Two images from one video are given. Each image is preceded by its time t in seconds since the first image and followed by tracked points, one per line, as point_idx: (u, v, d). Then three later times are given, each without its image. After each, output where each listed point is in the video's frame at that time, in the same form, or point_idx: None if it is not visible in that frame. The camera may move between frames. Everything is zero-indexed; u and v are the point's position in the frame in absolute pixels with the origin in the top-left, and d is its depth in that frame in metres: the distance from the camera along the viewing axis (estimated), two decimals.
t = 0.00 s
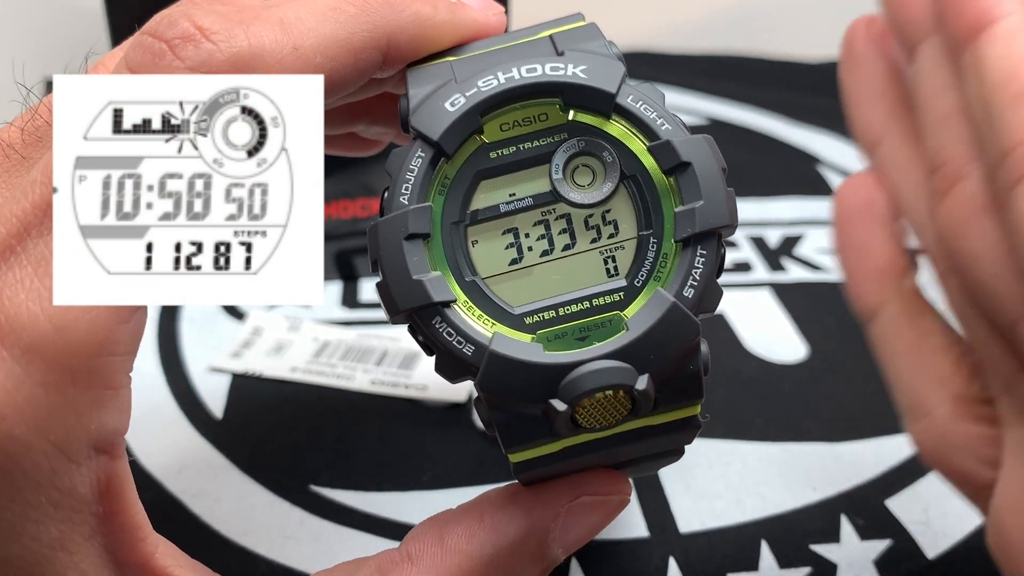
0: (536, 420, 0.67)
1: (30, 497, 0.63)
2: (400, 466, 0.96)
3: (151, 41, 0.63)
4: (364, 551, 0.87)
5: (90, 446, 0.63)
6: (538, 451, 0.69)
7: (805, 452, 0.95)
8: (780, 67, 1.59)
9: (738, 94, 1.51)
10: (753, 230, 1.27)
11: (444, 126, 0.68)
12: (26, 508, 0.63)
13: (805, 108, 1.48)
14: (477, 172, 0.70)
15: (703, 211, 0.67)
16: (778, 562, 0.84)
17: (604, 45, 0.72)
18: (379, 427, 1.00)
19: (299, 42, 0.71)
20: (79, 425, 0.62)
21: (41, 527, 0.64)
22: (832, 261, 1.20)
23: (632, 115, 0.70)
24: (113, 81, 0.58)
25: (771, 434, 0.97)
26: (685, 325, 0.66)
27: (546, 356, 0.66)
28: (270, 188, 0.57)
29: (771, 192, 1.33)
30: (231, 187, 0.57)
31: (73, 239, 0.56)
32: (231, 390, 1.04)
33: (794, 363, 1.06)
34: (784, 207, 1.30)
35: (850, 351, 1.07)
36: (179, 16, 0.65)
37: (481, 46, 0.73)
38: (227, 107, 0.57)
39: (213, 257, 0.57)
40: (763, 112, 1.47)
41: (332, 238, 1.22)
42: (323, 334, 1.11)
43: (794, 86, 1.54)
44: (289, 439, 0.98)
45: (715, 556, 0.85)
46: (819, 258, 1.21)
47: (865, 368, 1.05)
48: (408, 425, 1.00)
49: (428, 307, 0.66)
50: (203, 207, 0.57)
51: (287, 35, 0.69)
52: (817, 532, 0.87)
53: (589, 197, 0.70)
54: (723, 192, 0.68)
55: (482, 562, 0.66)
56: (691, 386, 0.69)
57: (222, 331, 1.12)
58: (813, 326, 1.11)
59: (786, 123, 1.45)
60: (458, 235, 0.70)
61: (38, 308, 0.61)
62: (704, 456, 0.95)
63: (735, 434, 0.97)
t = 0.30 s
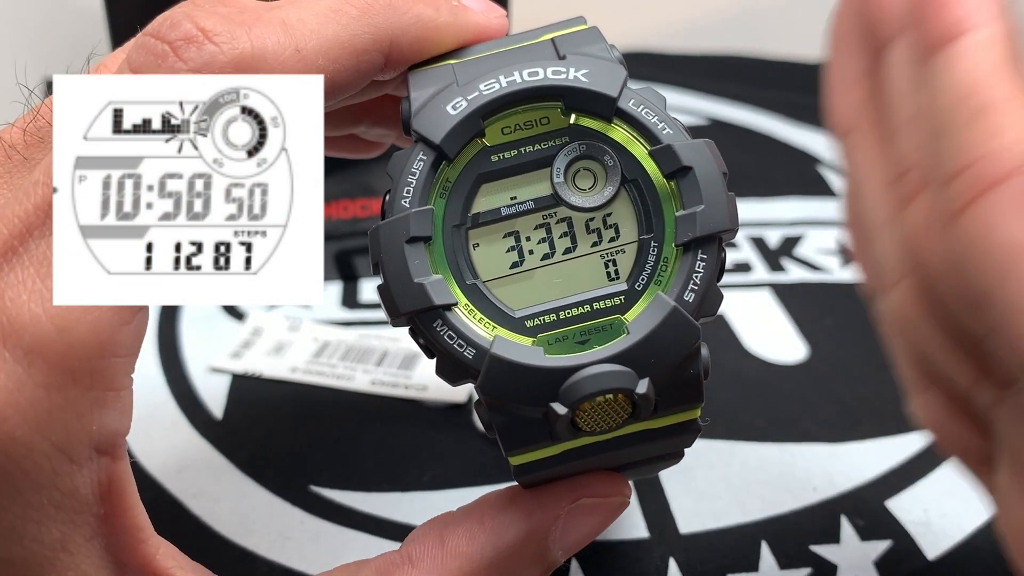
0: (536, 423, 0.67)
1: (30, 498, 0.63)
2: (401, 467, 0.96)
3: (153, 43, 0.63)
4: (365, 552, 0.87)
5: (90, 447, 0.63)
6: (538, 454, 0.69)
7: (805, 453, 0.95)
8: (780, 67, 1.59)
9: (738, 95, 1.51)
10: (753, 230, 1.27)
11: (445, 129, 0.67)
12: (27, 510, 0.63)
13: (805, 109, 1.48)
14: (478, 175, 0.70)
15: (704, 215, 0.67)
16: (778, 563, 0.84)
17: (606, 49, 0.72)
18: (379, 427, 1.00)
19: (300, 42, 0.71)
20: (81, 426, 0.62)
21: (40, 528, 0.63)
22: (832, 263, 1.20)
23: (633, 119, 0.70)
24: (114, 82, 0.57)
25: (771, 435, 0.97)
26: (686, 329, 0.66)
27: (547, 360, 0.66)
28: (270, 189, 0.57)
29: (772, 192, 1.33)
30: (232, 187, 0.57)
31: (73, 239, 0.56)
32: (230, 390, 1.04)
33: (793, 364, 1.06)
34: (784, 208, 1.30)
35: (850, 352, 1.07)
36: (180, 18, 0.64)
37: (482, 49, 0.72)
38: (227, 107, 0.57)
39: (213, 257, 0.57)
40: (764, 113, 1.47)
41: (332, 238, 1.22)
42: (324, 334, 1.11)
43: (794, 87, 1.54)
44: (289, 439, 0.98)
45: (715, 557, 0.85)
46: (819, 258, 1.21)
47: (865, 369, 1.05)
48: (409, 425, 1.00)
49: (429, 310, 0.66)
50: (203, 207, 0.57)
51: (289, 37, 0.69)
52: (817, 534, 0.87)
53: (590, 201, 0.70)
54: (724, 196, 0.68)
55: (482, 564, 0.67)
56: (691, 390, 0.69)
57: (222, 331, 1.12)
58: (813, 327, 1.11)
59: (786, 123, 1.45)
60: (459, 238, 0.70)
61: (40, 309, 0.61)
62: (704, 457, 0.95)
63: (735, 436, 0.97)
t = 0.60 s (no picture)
0: (532, 421, 0.67)
1: (28, 494, 0.63)
2: (400, 467, 0.96)
3: (150, 41, 0.63)
4: (364, 551, 0.88)
5: (88, 445, 0.63)
6: (534, 451, 0.69)
7: (804, 453, 0.95)
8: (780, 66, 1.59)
9: (737, 95, 1.51)
10: (753, 230, 1.27)
11: (442, 127, 0.68)
12: (24, 506, 0.63)
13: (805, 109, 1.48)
14: (474, 174, 0.70)
15: (700, 213, 0.68)
16: (777, 563, 0.84)
17: (602, 47, 0.72)
18: (379, 427, 1.00)
19: (297, 40, 0.71)
20: (78, 424, 0.62)
21: (39, 526, 0.64)
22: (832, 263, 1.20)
23: (629, 117, 0.70)
24: (113, 82, 0.58)
25: (771, 435, 0.97)
26: (682, 327, 0.66)
27: (543, 357, 0.66)
28: (270, 189, 0.57)
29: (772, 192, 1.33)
30: (232, 188, 0.57)
31: (73, 239, 0.57)
32: (230, 390, 1.04)
33: (793, 364, 1.06)
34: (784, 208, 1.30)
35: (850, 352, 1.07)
36: (178, 16, 0.65)
37: (479, 48, 0.73)
38: (227, 107, 0.58)
39: (213, 257, 0.57)
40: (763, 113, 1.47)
41: (332, 237, 1.22)
42: (324, 334, 1.11)
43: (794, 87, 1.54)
44: (288, 439, 0.98)
45: (715, 557, 0.85)
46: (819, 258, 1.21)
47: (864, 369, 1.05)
48: (408, 425, 1.00)
49: (425, 308, 0.66)
50: (203, 207, 0.57)
51: (286, 35, 0.69)
52: (817, 534, 0.86)
53: (586, 199, 0.70)
54: (720, 194, 0.68)
55: (480, 561, 0.67)
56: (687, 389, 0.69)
57: (222, 330, 1.12)
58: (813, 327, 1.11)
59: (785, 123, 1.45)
60: (455, 237, 0.70)
61: (36, 307, 0.61)
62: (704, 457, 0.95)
63: (735, 435, 0.97)
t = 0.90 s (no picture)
0: (530, 419, 0.67)
1: (29, 494, 0.63)
2: (400, 467, 0.96)
3: (149, 40, 0.63)
4: (365, 552, 0.88)
5: (89, 444, 0.63)
6: (532, 450, 0.69)
7: (804, 453, 0.95)
8: (779, 66, 1.59)
9: (736, 95, 1.51)
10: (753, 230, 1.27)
11: (440, 126, 0.68)
12: (26, 506, 0.63)
13: (804, 109, 1.48)
14: (472, 173, 0.71)
15: (698, 212, 0.68)
16: (778, 566, 0.84)
17: (600, 46, 0.72)
18: (378, 427, 1.00)
19: (295, 39, 0.71)
20: (78, 422, 0.63)
21: (40, 525, 0.64)
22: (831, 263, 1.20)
23: (627, 116, 0.70)
24: (113, 81, 0.58)
25: (770, 435, 0.97)
26: (679, 324, 0.67)
27: (541, 356, 0.66)
28: (269, 188, 0.58)
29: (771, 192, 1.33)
30: (231, 186, 0.57)
31: (73, 238, 0.57)
32: (231, 390, 1.04)
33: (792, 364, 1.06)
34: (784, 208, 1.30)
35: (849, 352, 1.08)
36: (177, 15, 0.65)
37: (477, 47, 0.73)
38: (226, 106, 0.58)
39: (212, 256, 0.57)
40: (763, 112, 1.47)
41: (332, 237, 1.22)
42: (323, 334, 1.11)
43: (794, 87, 1.54)
44: (289, 439, 0.99)
45: (715, 557, 0.85)
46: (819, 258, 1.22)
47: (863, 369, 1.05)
48: (408, 425, 1.00)
49: (424, 307, 0.66)
50: (203, 206, 0.57)
51: (284, 34, 0.70)
52: (816, 536, 0.87)
53: (584, 198, 0.70)
54: (717, 193, 0.68)
55: (479, 559, 0.67)
56: (684, 386, 0.69)
57: (222, 330, 1.12)
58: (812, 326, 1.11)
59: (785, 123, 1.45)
60: (454, 235, 0.70)
61: (37, 305, 0.61)
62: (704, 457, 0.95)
63: (734, 435, 0.97)
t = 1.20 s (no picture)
0: (531, 420, 0.67)
1: (29, 494, 0.63)
2: (400, 467, 0.96)
3: (151, 41, 0.63)
4: (365, 552, 0.88)
5: (90, 444, 0.63)
6: (533, 451, 0.69)
7: (804, 454, 0.95)
8: (780, 66, 1.59)
9: (737, 95, 1.51)
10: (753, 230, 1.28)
11: (441, 127, 0.68)
12: (27, 506, 0.63)
13: (805, 109, 1.48)
14: (473, 173, 0.71)
15: (699, 213, 0.68)
16: (778, 568, 0.85)
17: (601, 48, 0.72)
18: (378, 427, 1.00)
19: (296, 40, 0.71)
20: (80, 423, 0.63)
21: (42, 525, 0.64)
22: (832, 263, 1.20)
23: (627, 118, 0.70)
24: (113, 82, 0.58)
25: (770, 435, 0.97)
26: (680, 325, 0.67)
27: (542, 357, 0.66)
28: (270, 188, 0.57)
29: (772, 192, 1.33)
30: (231, 187, 0.57)
31: (73, 238, 0.57)
32: (231, 390, 1.04)
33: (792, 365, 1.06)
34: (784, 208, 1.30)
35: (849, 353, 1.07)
36: (178, 16, 0.65)
37: (477, 48, 0.73)
38: (226, 107, 0.58)
39: (213, 257, 0.57)
40: (763, 113, 1.47)
41: (332, 237, 1.22)
42: (323, 334, 1.11)
43: (795, 87, 1.54)
44: (289, 439, 0.99)
45: (714, 558, 0.85)
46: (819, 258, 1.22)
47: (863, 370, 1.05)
48: (409, 425, 1.00)
49: (425, 307, 0.66)
50: (203, 206, 0.57)
51: (286, 35, 0.70)
52: (816, 538, 0.87)
53: (585, 199, 0.70)
54: (718, 194, 0.68)
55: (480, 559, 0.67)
56: (685, 386, 0.69)
57: (222, 331, 1.12)
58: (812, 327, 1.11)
59: (785, 123, 1.45)
60: (455, 237, 0.70)
61: (39, 306, 0.61)
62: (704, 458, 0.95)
63: (735, 436, 0.97)
